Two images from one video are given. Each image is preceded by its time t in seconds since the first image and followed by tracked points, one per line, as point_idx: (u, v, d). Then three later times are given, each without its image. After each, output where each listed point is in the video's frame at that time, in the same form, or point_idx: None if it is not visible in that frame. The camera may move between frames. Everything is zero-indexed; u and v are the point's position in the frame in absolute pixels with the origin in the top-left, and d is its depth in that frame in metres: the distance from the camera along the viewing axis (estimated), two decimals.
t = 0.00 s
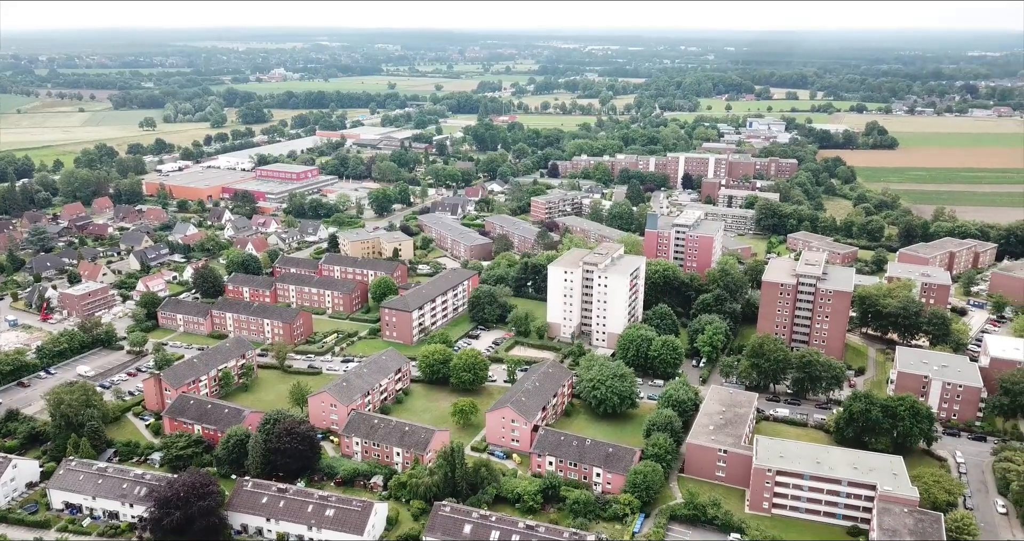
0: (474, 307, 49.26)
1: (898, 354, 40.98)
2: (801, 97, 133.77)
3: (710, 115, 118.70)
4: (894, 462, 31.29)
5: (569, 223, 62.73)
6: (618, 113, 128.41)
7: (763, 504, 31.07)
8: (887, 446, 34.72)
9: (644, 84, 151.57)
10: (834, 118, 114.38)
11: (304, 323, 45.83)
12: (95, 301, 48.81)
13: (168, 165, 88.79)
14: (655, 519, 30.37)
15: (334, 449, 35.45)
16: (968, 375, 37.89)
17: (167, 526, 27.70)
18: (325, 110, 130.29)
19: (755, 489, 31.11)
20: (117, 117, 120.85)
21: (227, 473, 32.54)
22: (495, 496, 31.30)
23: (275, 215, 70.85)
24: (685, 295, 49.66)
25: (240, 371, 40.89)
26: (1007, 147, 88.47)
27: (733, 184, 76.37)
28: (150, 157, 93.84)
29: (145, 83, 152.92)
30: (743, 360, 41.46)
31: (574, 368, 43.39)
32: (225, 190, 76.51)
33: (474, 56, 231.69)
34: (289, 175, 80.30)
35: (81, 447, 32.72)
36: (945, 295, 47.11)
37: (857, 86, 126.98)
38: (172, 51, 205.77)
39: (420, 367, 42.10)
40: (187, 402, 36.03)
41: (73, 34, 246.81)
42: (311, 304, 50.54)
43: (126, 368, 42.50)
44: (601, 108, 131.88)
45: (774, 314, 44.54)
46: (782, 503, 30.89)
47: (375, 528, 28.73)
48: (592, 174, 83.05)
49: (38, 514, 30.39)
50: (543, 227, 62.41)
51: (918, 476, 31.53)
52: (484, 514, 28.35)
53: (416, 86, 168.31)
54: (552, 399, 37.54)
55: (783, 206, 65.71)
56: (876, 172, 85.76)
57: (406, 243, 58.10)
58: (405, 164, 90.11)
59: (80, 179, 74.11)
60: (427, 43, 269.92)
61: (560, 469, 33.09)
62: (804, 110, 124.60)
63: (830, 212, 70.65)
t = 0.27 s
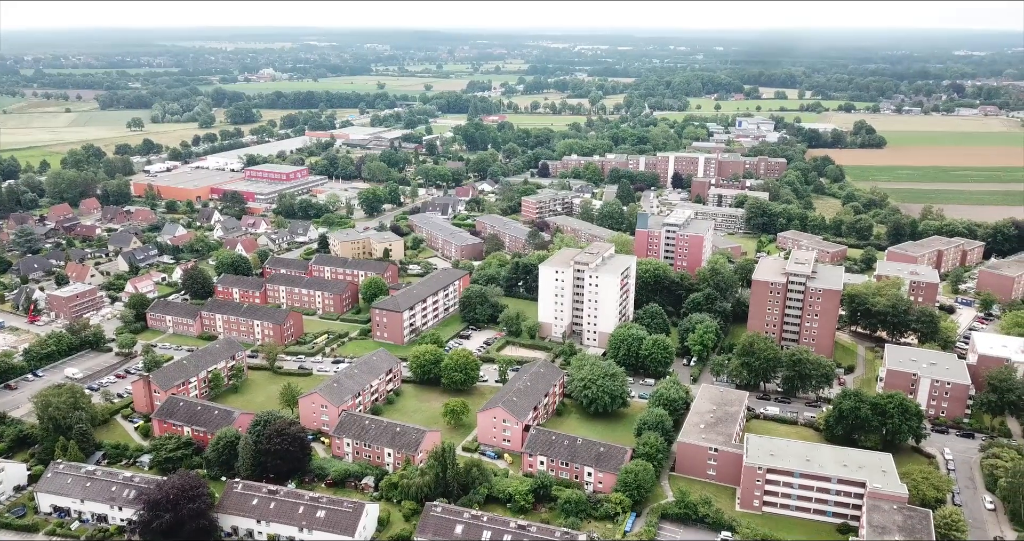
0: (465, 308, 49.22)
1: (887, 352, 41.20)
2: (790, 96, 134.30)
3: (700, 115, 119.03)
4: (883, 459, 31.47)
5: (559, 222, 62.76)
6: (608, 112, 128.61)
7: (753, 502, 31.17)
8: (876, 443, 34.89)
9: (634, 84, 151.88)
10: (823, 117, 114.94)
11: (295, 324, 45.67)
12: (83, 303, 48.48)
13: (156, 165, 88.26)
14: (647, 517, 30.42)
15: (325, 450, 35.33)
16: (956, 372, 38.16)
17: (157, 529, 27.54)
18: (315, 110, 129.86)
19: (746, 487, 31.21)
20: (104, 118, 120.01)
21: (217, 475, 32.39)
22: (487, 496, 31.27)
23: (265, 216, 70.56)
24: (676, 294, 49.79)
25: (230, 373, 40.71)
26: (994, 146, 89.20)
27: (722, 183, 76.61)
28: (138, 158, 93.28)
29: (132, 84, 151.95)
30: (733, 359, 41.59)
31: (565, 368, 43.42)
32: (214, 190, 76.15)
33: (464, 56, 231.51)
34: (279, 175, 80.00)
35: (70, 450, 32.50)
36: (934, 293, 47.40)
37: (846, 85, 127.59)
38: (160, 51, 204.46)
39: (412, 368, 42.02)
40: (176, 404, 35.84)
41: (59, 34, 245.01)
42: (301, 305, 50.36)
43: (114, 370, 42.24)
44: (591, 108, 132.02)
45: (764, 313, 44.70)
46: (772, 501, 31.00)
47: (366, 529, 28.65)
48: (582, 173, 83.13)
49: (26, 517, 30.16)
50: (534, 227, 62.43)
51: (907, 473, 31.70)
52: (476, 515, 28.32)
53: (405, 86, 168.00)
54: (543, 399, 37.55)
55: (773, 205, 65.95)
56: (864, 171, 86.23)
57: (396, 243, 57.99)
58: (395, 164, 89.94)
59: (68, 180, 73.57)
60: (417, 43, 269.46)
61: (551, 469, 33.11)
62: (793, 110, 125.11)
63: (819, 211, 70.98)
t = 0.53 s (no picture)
0: (457, 308, 49.17)
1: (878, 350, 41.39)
2: (781, 96, 134.76)
3: (691, 114, 119.30)
4: (875, 457, 31.61)
5: (551, 222, 62.81)
6: (600, 112, 128.76)
7: (746, 500, 31.27)
8: (868, 441, 35.05)
9: (626, 84, 152.14)
10: (813, 117, 115.39)
11: (286, 325, 45.53)
12: (73, 304, 48.19)
13: (146, 166, 87.81)
14: (640, 517, 30.45)
15: (317, 451, 35.23)
16: (946, 370, 38.38)
17: (148, 531, 27.40)
18: (306, 110, 129.48)
19: (738, 486, 31.30)
20: (94, 118, 119.25)
21: (209, 477, 32.24)
22: (480, 496, 31.24)
23: (256, 216, 70.31)
24: (668, 293, 49.90)
25: (221, 374, 40.54)
26: (982, 146, 89.85)
27: (714, 183, 76.83)
28: (128, 158, 92.77)
29: (122, 84, 151.08)
30: (725, 358, 41.70)
31: (558, 367, 43.45)
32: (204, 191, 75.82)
33: (455, 56, 231.36)
34: (270, 176, 79.72)
35: (59, 452, 32.28)
36: (924, 292, 47.67)
37: (836, 85, 128.14)
38: (149, 50, 203.28)
39: (404, 368, 41.94)
40: (168, 405, 35.67)
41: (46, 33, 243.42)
42: (293, 306, 50.21)
43: (105, 372, 41.99)
44: (583, 108, 132.14)
45: (756, 312, 44.84)
46: (764, 499, 31.10)
47: (359, 530, 28.58)
48: (574, 173, 83.19)
49: (15, 520, 29.96)
50: (526, 227, 62.47)
51: (898, 471, 31.85)
52: (469, 515, 28.31)
53: (397, 86, 167.74)
54: (536, 399, 37.55)
55: (764, 204, 66.18)
56: (855, 170, 86.65)
57: (388, 243, 57.90)
58: (386, 164, 89.79)
59: (57, 180, 73.07)
60: (408, 43, 269.08)
61: (544, 468, 33.12)
62: (784, 109, 125.59)
63: (810, 210, 71.28)
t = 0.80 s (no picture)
0: (449, 308, 49.11)
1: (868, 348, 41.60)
2: (770, 96, 135.29)
3: (682, 114, 119.53)
4: (865, 455, 31.76)
5: (543, 222, 62.85)
6: (590, 112, 128.92)
7: (737, 498, 31.39)
8: (858, 439, 35.23)
9: (616, 83, 152.38)
10: (803, 117, 115.88)
11: (277, 326, 45.37)
12: (61, 306, 47.87)
13: (135, 167, 87.30)
14: (632, 516, 30.51)
15: (309, 452, 35.12)
16: (936, 368, 38.63)
17: (138, 533, 27.24)
18: (296, 110, 129.07)
19: (730, 484, 31.40)
20: (82, 118, 118.44)
21: (199, 479, 32.10)
22: (472, 496, 31.21)
23: (246, 217, 70.05)
24: (659, 292, 50.02)
25: (212, 376, 40.36)
26: (970, 145, 90.50)
27: (704, 182, 77.04)
28: (117, 159, 92.25)
29: (110, 84, 150.10)
30: (716, 357, 41.83)
31: (549, 367, 43.49)
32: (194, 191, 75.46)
33: (446, 56, 231.07)
34: (260, 176, 79.42)
35: (48, 455, 32.07)
36: (913, 290, 47.93)
37: (825, 84, 128.78)
38: (138, 50, 202.06)
39: (396, 369, 41.86)
40: (158, 407, 35.50)
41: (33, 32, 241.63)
42: (284, 306, 50.04)
43: (94, 374, 41.74)
44: (574, 108, 132.28)
45: (747, 311, 45.00)
46: (756, 497, 31.22)
47: (351, 531, 28.51)
48: (565, 173, 83.25)
49: (4, 524, 29.72)
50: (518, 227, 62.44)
51: (888, 468, 32.02)
52: (461, 515, 28.30)
53: (387, 86, 167.44)
54: (527, 399, 37.56)
55: (755, 204, 66.41)
56: (844, 169, 87.05)
57: (379, 244, 57.80)
58: (377, 164, 89.62)
59: (45, 181, 72.54)
60: (398, 43, 268.54)
61: (537, 468, 33.13)
62: (773, 109, 126.06)
63: (800, 209, 71.58)
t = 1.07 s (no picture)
0: (442, 308, 49.07)
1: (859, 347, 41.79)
2: (762, 95, 135.70)
3: (674, 114, 119.70)
4: (857, 453, 31.89)
5: (535, 222, 62.88)
6: (583, 111, 129.02)
7: (730, 497, 31.47)
8: (850, 437, 35.37)
9: (609, 83, 152.55)
10: (795, 116, 116.29)
11: (269, 326, 45.25)
12: (52, 307, 47.62)
13: (125, 167, 86.89)
14: (625, 515, 30.55)
15: (301, 453, 35.03)
16: (927, 366, 38.82)
17: (130, 536, 27.11)
18: (288, 110, 128.69)
19: (723, 483, 31.48)
20: (72, 118, 117.77)
21: (191, 480, 31.98)
22: (465, 496, 31.20)
23: (238, 217, 69.81)
24: (652, 292, 50.11)
25: (204, 377, 40.20)
26: (960, 145, 91.04)
27: (697, 182, 77.26)
28: (107, 159, 91.77)
29: (100, 84, 149.26)
30: (709, 356, 41.94)
31: (542, 367, 43.51)
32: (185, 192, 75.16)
33: (438, 56, 230.86)
34: (252, 176, 79.14)
35: (39, 457, 31.88)
36: (904, 289, 48.16)
37: (817, 84, 129.19)
38: (128, 50, 201.03)
39: (388, 369, 41.79)
40: (149, 409, 35.34)
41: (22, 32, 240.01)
42: (276, 307, 49.91)
43: (84, 376, 41.54)
44: (567, 107, 132.35)
45: (739, 310, 45.12)
46: (748, 496, 31.31)
47: (344, 532, 28.45)
48: (558, 173, 83.28)
49: None
50: (510, 227, 62.46)
51: (880, 466, 32.17)
52: (455, 515, 28.27)
53: (379, 86, 167.17)
54: (520, 399, 37.56)
55: (747, 203, 66.59)
56: (836, 169, 87.36)
57: (372, 244, 57.72)
58: (369, 164, 89.45)
59: (34, 182, 72.09)
60: (391, 43, 268.11)
61: (530, 468, 33.14)
62: (765, 108, 126.41)
63: (792, 209, 71.83)
